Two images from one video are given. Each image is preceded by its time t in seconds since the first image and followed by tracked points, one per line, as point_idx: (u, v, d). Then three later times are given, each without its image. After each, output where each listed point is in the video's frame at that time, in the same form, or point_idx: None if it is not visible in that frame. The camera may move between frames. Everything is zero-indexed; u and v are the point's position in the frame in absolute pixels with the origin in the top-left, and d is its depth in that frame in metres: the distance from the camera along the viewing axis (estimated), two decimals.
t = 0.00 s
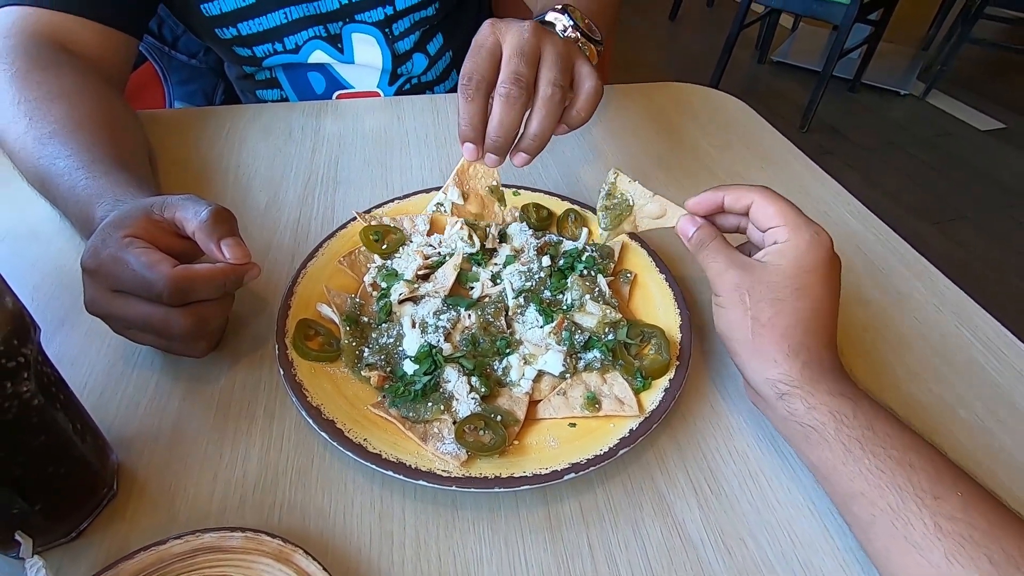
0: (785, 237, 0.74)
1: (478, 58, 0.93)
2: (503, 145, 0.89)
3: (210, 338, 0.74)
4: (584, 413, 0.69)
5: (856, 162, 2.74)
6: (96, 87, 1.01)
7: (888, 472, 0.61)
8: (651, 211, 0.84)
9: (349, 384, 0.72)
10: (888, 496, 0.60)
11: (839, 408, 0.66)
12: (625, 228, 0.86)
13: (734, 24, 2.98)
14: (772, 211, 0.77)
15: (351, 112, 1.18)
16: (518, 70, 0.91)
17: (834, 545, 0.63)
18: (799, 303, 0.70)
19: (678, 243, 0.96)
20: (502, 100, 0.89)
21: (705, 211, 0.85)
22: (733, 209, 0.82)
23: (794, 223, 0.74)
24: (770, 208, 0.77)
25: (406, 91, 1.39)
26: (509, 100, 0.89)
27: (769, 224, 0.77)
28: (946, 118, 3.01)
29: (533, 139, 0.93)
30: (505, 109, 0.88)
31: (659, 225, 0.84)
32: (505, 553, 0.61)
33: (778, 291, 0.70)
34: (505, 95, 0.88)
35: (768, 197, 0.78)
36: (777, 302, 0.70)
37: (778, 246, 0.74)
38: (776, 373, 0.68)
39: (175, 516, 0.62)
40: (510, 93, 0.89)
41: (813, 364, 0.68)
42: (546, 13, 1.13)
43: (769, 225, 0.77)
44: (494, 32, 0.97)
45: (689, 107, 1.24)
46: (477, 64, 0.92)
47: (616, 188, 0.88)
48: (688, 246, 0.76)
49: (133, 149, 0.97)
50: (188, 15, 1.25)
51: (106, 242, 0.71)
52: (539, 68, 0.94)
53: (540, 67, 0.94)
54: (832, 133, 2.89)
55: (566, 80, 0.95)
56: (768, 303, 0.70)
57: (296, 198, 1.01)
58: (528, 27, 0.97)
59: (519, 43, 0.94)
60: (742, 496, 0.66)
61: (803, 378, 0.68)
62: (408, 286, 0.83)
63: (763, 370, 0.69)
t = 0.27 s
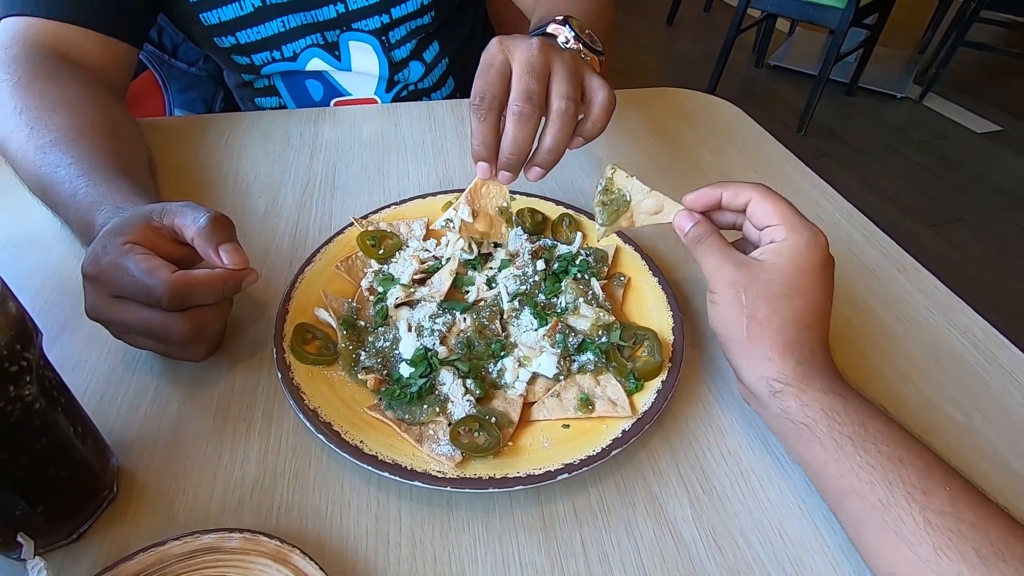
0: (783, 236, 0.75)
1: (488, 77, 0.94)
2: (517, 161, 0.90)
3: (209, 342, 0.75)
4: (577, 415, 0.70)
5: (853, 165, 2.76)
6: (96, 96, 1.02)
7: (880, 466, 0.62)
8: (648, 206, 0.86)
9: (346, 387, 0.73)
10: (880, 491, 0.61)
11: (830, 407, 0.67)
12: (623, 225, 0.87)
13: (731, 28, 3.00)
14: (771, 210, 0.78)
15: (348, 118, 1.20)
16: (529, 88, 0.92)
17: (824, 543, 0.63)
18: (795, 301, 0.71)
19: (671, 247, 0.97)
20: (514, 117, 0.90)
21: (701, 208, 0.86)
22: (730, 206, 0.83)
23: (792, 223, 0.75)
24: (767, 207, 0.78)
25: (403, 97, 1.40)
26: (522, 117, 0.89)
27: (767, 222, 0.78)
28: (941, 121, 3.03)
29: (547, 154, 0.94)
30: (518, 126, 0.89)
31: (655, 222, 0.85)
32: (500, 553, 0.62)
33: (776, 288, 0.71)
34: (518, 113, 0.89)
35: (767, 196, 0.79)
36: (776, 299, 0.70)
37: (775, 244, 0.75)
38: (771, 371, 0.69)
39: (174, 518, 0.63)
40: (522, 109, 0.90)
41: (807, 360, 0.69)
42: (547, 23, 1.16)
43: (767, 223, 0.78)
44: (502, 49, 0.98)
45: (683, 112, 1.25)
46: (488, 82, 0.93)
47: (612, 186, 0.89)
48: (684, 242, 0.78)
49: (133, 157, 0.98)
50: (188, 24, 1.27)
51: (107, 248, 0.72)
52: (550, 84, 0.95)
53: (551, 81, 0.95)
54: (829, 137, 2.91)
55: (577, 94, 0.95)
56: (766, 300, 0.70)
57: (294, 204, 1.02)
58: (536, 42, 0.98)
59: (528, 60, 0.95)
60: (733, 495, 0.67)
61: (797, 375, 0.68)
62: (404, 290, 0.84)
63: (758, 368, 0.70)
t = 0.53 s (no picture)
0: (812, 226, 0.74)
1: (482, 47, 0.94)
2: (509, 132, 0.92)
3: (209, 346, 0.74)
4: (585, 419, 0.69)
5: (855, 166, 2.75)
6: (95, 98, 1.01)
7: (923, 456, 0.61)
8: (666, 189, 0.87)
9: (349, 392, 0.72)
10: (922, 483, 0.59)
11: (871, 391, 0.65)
12: (637, 202, 0.88)
13: (730, 31, 2.99)
14: (797, 203, 0.78)
15: (350, 120, 1.19)
16: (522, 58, 0.93)
17: (837, 549, 0.62)
18: (829, 287, 0.69)
19: (677, 248, 0.96)
20: (508, 87, 0.90)
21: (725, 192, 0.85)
22: (756, 195, 0.82)
23: (820, 216, 0.75)
24: (794, 199, 0.78)
25: (404, 98, 1.39)
26: (515, 87, 0.90)
27: (792, 215, 0.78)
28: (943, 121, 3.02)
29: (537, 125, 0.95)
30: (510, 97, 0.90)
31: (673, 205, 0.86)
32: (506, 560, 0.61)
33: (810, 272, 0.70)
34: (511, 82, 0.90)
35: (795, 188, 0.78)
36: (811, 284, 0.69)
37: (804, 233, 0.74)
38: (808, 354, 0.67)
39: (174, 525, 0.62)
40: (517, 80, 0.91)
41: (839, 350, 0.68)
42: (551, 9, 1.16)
43: (791, 215, 0.77)
44: (497, 21, 0.97)
45: (686, 112, 1.25)
46: (482, 54, 0.93)
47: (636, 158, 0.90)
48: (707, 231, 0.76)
49: (133, 159, 0.97)
50: (188, 26, 1.26)
51: (106, 251, 0.71)
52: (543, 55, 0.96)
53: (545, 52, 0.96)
54: (830, 138, 2.90)
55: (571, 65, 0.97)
56: (803, 284, 0.69)
57: (296, 206, 1.01)
58: (530, 14, 0.99)
59: (523, 32, 0.96)
60: (744, 500, 0.66)
61: (836, 359, 0.67)
62: (408, 293, 0.83)
63: (793, 352, 0.68)
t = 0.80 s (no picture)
0: (821, 214, 0.73)
1: (498, 69, 0.93)
2: (531, 148, 0.92)
3: (210, 347, 0.74)
4: (587, 420, 0.68)
5: (856, 167, 2.74)
6: (96, 98, 1.01)
7: (946, 444, 0.60)
8: (675, 168, 0.86)
9: (350, 393, 0.71)
10: (944, 472, 0.59)
11: (895, 378, 0.64)
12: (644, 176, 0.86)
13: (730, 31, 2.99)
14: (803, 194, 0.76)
15: (351, 119, 1.18)
16: (538, 75, 0.91)
17: (841, 551, 0.62)
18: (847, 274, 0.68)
19: (679, 247, 0.96)
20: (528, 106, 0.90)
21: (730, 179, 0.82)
22: (760, 184, 0.80)
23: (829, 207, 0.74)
24: (801, 190, 0.76)
25: (404, 98, 1.39)
26: (534, 107, 0.90)
27: (800, 205, 0.76)
28: (944, 122, 3.02)
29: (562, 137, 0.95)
30: (530, 115, 0.90)
31: (679, 184, 0.85)
32: (508, 562, 0.61)
33: (830, 254, 0.68)
34: (530, 102, 0.90)
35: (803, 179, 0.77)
36: (831, 267, 0.67)
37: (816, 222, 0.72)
38: (829, 336, 0.66)
39: (174, 527, 0.62)
40: (535, 99, 0.90)
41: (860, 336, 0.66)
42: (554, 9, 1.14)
43: (799, 205, 0.76)
44: (508, 40, 0.96)
45: (688, 111, 1.24)
46: (498, 75, 0.93)
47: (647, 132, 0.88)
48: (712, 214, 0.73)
49: (134, 159, 0.97)
50: (188, 26, 1.26)
51: (107, 251, 0.71)
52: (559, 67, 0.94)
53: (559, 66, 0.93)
54: (831, 139, 2.89)
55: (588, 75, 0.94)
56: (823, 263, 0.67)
57: (296, 206, 1.01)
58: (541, 30, 0.97)
59: (536, 48, 0.94)
60: (747, 502, 0.66)
61: (859, 343, 0.65)
62: (409, 293, 0.82)
63: (814, 337, 0.66)
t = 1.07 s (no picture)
0: (814, 223, 0.74)
1: (507, 122, 0.81)
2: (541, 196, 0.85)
3: (210, 346, 0.73)
4: (589, 420, 0.68)
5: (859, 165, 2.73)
6: (95, 94, 1.00)
7: (946, 447, 0.59)
8: (669, 187, 0.85)
9: (351, 392, 0.71)
10: (944, 475, 0.58)
11: (893, 378, 0.64)
12: (637, 194, 0.86)
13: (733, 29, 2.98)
14: (795, 204, 0.77)
15: (351, 116, 1.18)
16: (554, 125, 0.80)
17: (847, 553, 0.61)
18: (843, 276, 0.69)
19: (683, 246, 0.95)
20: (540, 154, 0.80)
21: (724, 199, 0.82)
22: (753, 201, 0.81)
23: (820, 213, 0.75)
24: (792, 201, 0.77)
25: (405, 95, 1.38)
26: (549, 161, 0.80)
27: (792, 215, 0.77)
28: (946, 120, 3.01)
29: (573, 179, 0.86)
30: (545, 172, 0.81)
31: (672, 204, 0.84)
32: (511, 563, 0.60)
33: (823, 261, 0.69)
34: (545, 156, 0.80)
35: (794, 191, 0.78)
36: (828, 271, 0.68)
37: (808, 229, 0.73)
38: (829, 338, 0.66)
39: (174, 527, 0.61)
40: (549, 154, 0.80)
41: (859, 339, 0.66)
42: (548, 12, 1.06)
43: (790, 215, 0.77)
44: (515, 84, 0.84)
45: (691, 110, 1.23)
46: (507, 125, 0.81)
47: (639, 153, 0.87)
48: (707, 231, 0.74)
49: (133, 156, 0.96)
50: (188, 23, 1.25)
51: (105, 249, 0.70)
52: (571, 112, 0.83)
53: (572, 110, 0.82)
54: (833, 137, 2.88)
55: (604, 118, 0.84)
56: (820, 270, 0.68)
57: (297, 203, 1.00)
58: (551, 73, 0.85)
59: (547, 96, 0.82)
60: (751, 503, 0.65)
61: (859, 345, 0.65)
62: (410, 292, 0.82)
63: (811, 339, 0.66)
